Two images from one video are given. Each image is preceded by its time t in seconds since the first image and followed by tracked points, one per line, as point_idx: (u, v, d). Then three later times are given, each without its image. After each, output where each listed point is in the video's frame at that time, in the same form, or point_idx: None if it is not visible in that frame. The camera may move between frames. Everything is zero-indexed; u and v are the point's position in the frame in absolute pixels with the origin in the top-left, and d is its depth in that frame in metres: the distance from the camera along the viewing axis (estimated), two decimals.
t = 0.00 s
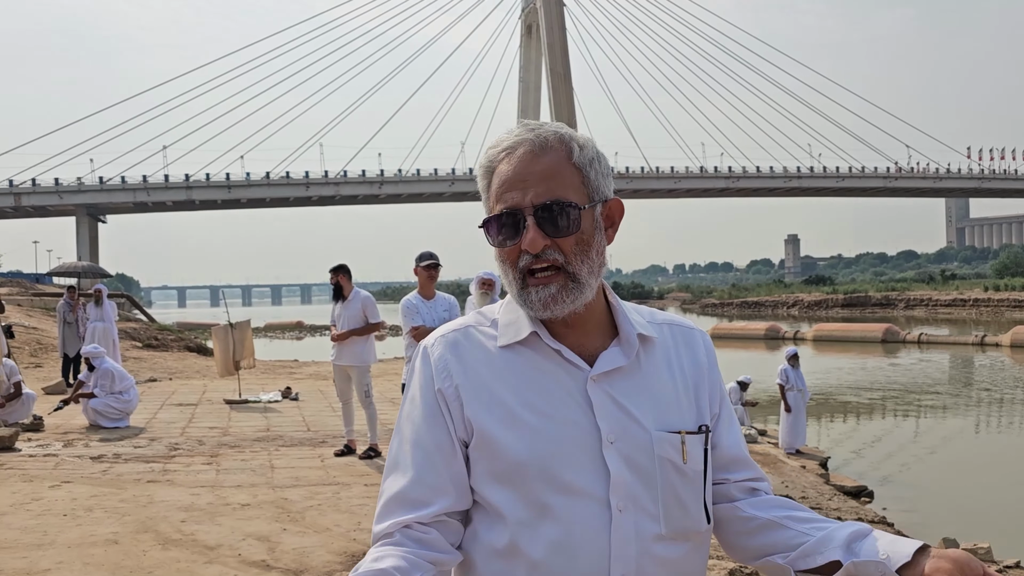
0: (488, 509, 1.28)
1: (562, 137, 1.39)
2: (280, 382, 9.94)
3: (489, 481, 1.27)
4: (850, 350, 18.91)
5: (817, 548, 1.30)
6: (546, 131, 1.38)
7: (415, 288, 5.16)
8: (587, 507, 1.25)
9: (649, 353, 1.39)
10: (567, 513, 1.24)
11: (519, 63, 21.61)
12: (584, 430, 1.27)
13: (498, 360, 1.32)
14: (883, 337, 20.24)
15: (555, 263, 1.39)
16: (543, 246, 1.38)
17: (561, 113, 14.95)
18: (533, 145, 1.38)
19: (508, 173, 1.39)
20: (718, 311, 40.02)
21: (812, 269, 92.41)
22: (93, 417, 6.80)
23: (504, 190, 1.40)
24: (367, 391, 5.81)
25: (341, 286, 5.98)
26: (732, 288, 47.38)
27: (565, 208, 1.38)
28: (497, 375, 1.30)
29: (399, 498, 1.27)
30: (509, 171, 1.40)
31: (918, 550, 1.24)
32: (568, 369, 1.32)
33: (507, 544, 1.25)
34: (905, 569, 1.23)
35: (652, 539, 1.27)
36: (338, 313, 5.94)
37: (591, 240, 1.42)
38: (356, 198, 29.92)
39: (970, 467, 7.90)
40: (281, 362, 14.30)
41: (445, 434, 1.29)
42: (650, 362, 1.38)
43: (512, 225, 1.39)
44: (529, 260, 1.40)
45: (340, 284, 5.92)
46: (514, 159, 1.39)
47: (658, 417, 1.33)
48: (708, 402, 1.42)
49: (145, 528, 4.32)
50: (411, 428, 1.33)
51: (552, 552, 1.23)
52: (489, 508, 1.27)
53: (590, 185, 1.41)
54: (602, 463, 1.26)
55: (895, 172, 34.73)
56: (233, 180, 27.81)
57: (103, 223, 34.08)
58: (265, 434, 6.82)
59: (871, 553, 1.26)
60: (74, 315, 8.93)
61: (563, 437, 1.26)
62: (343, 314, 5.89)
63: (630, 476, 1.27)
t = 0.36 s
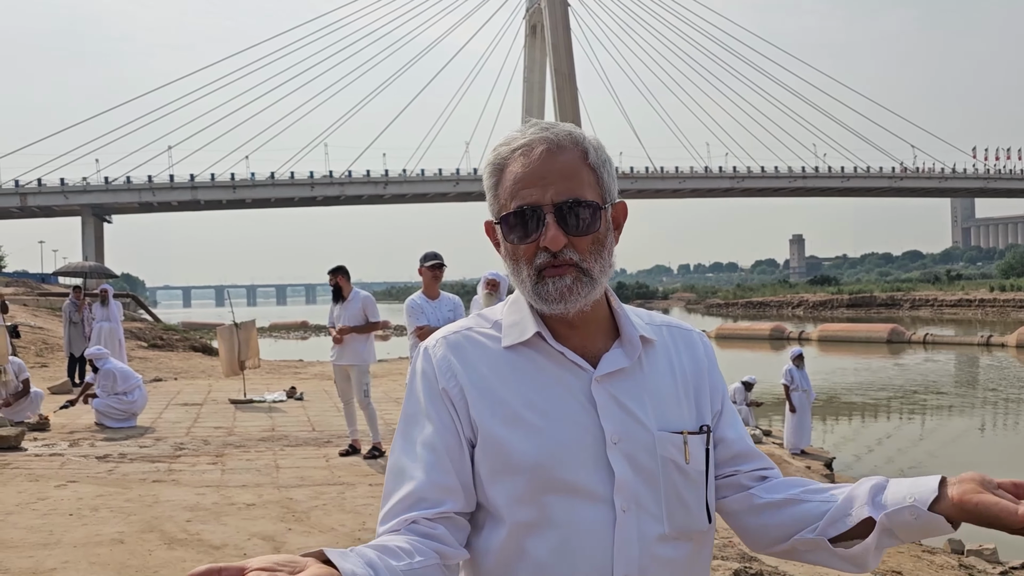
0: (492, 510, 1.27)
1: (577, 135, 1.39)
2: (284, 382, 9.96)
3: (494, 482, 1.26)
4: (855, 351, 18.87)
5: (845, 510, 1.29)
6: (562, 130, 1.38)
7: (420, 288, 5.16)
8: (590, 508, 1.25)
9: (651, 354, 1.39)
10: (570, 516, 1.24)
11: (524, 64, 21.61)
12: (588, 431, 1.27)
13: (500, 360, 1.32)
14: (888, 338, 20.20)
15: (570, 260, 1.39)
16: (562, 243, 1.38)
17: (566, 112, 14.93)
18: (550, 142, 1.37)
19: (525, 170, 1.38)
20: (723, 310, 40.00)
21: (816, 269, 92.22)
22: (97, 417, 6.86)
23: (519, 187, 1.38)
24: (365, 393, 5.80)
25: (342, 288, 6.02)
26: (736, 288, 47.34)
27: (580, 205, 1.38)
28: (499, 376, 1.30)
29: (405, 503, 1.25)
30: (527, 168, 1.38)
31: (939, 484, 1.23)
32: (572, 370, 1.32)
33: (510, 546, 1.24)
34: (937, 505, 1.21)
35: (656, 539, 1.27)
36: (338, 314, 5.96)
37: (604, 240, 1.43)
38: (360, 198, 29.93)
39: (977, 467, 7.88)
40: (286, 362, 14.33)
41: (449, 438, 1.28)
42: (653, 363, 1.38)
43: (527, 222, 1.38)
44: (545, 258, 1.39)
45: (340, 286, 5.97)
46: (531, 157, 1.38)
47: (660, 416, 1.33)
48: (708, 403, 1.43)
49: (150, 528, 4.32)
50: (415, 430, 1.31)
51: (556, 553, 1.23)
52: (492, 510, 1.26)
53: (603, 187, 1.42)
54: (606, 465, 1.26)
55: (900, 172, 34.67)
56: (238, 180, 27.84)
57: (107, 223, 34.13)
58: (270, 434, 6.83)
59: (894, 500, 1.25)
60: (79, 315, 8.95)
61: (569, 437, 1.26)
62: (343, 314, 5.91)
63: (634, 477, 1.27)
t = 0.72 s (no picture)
0: (500, 508, 1.27)
1: (589, 136, 1.41)
2: (288, 381, 9.97)
3: (503, 482, 1.26)
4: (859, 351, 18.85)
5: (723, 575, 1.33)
6: (575, 129, 1.39)
7: (424, 287, 5.16)
8: (597, 508, 1.25)
9: (655, 355, 1.40)
10: (576, 517, 1.24)
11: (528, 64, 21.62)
12: (595, 430, 1.27)
13: (508, 359, 1.31)
14: (893, 338, 20.18)
15: (584, 256, 1.40)
16: (577, 237, 1.38)
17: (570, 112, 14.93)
18: (564, 141, 1.39)
19: (538, 167, 1.38)
20: (727, 310, 40.01)
21: (820, 269, 92.09)
22: (101, 416, 6.87)
23: (533, 182, 1.39)
24: (366, 394, 5.81)
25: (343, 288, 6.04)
26: (741, 288, 47.31)
27: (591, 203, 1.39)
28: (508, 375, 1.30)
29: (419, 503, 1.26)
30: (540, 164, 1.39)
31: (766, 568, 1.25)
32: (578, 370, 1.32)
33: (517, 545, 1.25)
34: None
35: (660, 538, 1.28)
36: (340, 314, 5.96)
37: (615, 237, 1.44)
38: (364, 198, 29.97)
39: (981, 468, 7.87)
40: (290, 361, 14.35)
41: (460, 438, 1.27)
42: (658, 363, 1.39)
43: (538, 218, 1.38)
44: (558, 251, 1.39)
45: (342, 285, 5.98)
46: (545, 154, 1.39)
47: (666, 417, 1.34)
48: (709, 407, 1.44)
49: (155, 527, 4.33)
50: (425, 428, 1.31)
51: (563, 551, 1.24)
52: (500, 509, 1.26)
53: (613, 187, 1.43)
54: (612, 464, 1.26)
55: (905, 172, 34.63)
56: (242, 180, 27.85)
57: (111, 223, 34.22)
58: (273, 433, 6.84)
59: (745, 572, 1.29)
60: (83, 314, 8.96)
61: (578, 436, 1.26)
62: (345, 314, 5.91)
63: (640, 476, 1.27)
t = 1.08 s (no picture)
0: (518, 504, 1.27)
1: (611, 141, 1.43)
2: (291, 381, 9.97)
3: (521, 480, 1.27)
4: (862, 351, 18.84)
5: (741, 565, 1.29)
6: (600, 134, 1.41)
7: (426, 288, 5.16)
8: (613, 507, 1.26)
9: (666, 357, 1.42)
10: (593, 515, 1.25)
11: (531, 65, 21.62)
12: (613, 428, 1.28)
13: (526, 359, 1.32)
14: (895, 339, 20.16)
15: (607, 254, 1.40)
16: (602, 236, 1.39)
17: (573, 114, 14.94)
18: (589, 144, 1.40)
19: (563, 168, 1.39)
20: (729, 311, 40.00)
21: (822, 269, 92.01)
22: (105, 415, 6.86)
23: (558, 181, 1.38)
24: (367, 395, 5.81)
25: (345, 289, 6.03)
26: (743, 289, 47.29)
27: (612, 206, 1.40)
28: (527, 374, 1.30)
29: (440, 498, 1.25)
30: (565, 165, 1.39)
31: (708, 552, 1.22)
32: (594, 370, 1.32)
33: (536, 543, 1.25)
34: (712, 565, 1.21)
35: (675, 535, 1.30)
36: (343, 315, 5.96)
37: (635, 239, 1.45)
38: (367, 198, 29.97)
39: (982, 469, 7.87)
40: (292, 361, 14.35)
41: (479, 434, 1.27)
42: (668, 364, 1.41)
43: (560, 218, 1.38)
44: (582, 249, 1.39)
45: (346, 286, 5.99)
46: (571, 156, 1.39)
47: (677, 417, 1.36)
48: (717, 408, 1.47)
49: (157, 527, 4.33)
50: (444, 424, 1.29)
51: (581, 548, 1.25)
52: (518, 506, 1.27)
53: (633, 191, 1.45)
54: (629, 464, 1.27)
55: (907, 172, 34.61)
56: (245, 180, 27.87)
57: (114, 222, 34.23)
58: (276, 433, 6.84)
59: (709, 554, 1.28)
60: (86, 314, 8.96)
61: (596, 435, 1.27)
62: (347, 315, 5.92)
63: (655, 475, 1.29)
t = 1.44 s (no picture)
0: (538, 508, 1.28)
1: (632, 146, 1.47)
2: (290, 382, 9.96)
3: (542, 482, 1.27)
4: (862, 352, 18.84)
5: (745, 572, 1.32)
6: (622, 139, 1.45)
7: (426, 288, 5.16)
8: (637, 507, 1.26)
9: (677, 357, 1.43)
10: (615, 516, 1.25)
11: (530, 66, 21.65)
12: (632, 427, 1.29)
13: (544, 358, 1.32)
14: (895, 340, 20.18)
15: (627, 252, 1.42)
16: (625, 233, 1.41)
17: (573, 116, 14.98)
18: (612, 147, 1.44)
19: (589, 166, 1.42)
20: (729, 311, 40.01)
21: (822, 271, 92.00)
22: (107, 415, 6.85)
23: (583, 180, 1.41)
24: (368, 394, 5.80)
25: (344, 290, 6.03)
26: (743, 290, 47.30)
27: (634, 207, 1.43)
28: (545, 375, 1.30)
29: (456, 501, 1.25)
30: (589, 164, 1.42)
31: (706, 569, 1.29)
32: (610, 370, 1.33)
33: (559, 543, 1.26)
34: None
35: (696, 531, 1.31)
36: (343, 316, 5.95)
37: (652, 241, 1.48)
38: (366, 198, 30.00)
39: (982, 470, 7.87)
40: (292, 362, 14.35)
41: (499, 438, 1.27)
42: (679, 362, 1.43)
43: (583, 216, 1.41)
44: (604, 245, 1.41)
45: (345, 287, 5.99)
46: (595, 158, 1.43)
47: (692, 416, 1.37)
48: (727, 407, 1.50)
49: (157, 527, 4.33)
50: (459, 428, 1.29)
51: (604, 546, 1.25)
52: (540, 506, 1.27)
53: (651, 194, 1.49)
54: (650, 462, 1.28)
55: (907, 173, 34.64)
56: (245, 181, 27.87)
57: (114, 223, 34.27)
58: (275, 434, 6.83)
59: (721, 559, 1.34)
60: (86, 314, 8.96)
61: (616, 434, 1.27)
62: (347, 316, 5.91)
63: (676, 473, 1.30)
